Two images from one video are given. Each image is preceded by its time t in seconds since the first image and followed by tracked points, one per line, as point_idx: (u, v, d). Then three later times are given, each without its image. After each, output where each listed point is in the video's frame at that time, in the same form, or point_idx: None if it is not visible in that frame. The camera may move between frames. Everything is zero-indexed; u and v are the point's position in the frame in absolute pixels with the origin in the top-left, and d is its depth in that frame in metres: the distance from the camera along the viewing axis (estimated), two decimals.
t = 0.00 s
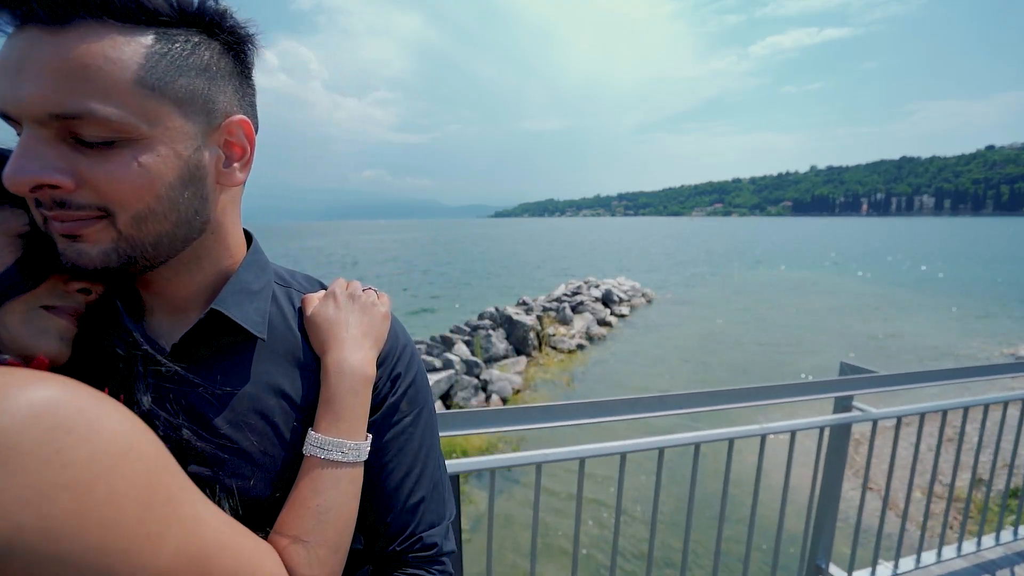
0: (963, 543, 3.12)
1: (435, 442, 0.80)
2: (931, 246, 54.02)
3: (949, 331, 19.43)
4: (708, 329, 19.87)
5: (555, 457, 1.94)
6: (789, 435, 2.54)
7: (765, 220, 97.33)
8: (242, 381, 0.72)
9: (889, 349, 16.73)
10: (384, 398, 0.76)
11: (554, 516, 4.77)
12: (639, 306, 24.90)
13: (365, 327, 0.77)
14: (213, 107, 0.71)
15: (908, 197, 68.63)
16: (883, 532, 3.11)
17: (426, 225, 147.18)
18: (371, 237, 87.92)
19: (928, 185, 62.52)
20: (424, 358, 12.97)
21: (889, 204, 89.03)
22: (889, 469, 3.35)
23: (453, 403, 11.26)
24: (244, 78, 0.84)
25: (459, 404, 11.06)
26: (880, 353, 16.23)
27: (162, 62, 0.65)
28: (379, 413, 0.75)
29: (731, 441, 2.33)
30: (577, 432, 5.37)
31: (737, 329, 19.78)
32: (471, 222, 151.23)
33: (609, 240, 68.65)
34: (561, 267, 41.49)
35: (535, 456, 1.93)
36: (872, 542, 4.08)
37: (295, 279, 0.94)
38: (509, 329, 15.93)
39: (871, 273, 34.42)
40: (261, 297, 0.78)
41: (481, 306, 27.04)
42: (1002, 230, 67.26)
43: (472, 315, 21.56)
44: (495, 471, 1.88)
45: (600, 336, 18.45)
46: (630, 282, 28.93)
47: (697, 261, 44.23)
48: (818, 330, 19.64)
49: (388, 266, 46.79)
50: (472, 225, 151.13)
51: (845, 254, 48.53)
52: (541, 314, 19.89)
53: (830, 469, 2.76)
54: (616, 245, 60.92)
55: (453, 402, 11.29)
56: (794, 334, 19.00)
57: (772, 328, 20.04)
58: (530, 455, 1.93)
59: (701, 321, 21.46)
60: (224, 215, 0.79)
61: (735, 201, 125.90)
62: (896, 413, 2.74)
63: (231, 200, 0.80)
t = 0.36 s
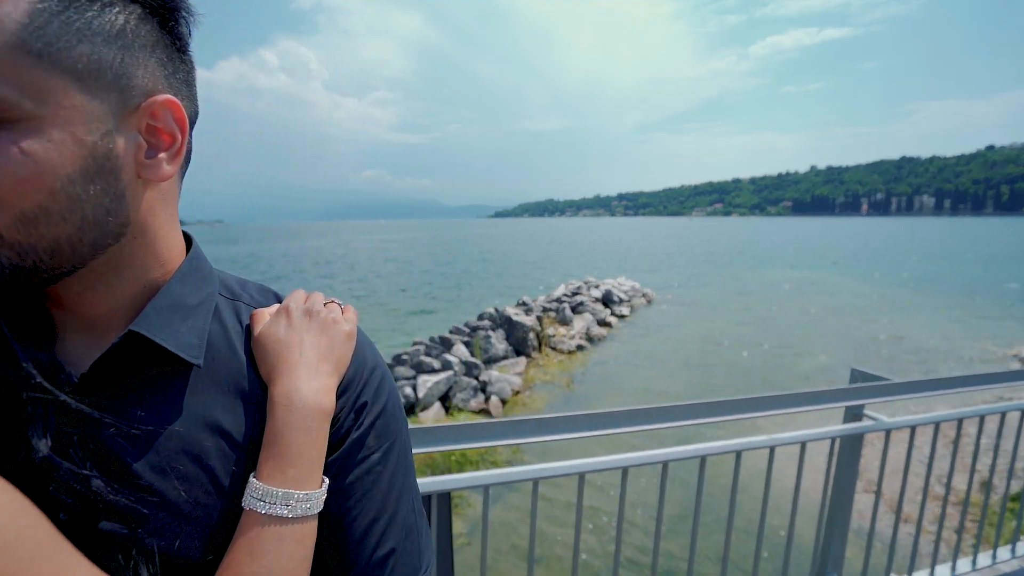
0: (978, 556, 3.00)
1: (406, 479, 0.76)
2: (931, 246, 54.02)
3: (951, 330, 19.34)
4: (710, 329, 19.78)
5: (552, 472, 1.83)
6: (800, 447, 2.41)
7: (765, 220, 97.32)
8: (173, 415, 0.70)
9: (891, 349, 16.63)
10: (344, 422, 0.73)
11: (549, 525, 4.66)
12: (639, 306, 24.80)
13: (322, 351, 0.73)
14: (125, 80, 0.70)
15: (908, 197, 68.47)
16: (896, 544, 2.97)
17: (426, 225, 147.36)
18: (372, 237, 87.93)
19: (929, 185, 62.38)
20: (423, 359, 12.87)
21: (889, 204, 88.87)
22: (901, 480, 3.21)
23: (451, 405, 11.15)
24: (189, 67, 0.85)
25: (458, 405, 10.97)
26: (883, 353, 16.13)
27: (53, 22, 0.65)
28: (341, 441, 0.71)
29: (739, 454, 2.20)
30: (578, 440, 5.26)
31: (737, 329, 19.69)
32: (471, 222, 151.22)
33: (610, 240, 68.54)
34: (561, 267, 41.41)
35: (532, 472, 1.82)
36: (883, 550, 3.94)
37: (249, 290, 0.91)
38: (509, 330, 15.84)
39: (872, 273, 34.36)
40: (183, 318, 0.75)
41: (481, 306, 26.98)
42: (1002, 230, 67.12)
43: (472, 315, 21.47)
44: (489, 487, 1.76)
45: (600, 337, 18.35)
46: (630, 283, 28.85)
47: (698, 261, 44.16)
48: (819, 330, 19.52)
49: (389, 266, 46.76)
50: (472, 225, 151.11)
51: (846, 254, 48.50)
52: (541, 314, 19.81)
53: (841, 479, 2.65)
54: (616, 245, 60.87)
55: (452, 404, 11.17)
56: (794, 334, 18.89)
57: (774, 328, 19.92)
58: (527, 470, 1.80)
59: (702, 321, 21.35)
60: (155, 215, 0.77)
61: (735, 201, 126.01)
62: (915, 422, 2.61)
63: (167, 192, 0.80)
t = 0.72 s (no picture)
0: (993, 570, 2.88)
1: (362, 530, 0.75)
2: (931, 246, 54.02)
3: (952, 330, 19.26)
4: (710, 329, 19.68)
5: (548, 490, 1.71)
6: (809, 460, 2.30)
7: (765, 220, 97.37)
8: (58, 469, 0.63)
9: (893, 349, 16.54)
10: (285, 470, 0.70)
11: (545, 533, 4.55)
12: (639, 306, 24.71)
13: (254, 394, 0.68)
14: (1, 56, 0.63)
15: (908, 196, 68.44)
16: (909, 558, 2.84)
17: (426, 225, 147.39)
18: (372, 237, 87.95)
19: (928, 185, 62.44)
20: (421, 360, 12.76)
21: (889, 204, 88.75)
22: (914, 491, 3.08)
23: (450, 407, 11.03)
24: (93, 39, 0.76)
25: (457, 407, 10.86)
26: (884, 354, 16.05)
27: None
28: (284, 497, 0.70)
29: (744, 468, 2.10)
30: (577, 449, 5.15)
31: (737, 330, 19.60)
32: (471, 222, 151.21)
33: (609, 240, 68.46)
34: (561, 267, 41.34)
35: (528, 490, 1.70)
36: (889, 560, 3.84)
37: (176, 310, 0.84)
38: (508, 331, 15.75)
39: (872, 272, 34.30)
40: (72, 353, 0.66)
41: (481, 306, 26.91)
42: (1002, 230, 67.06)
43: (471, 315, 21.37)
44: (481, 507, 1.65)
45: (600, 337, 18.23)
46: (630, 283, 28.78)
47: (698, 261, 44.09)
48: (820, 331, 19.41)
49: (388, 266, 46.69)
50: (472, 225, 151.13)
51: (846, 254, 48.49)
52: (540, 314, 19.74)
53: (852, 492, 2.53)
54: (616, 245, 60.86)
55: (451, 405, 11.06)
56: (795, 335, 18.77)
57: (775, 328, 19.83)
58: (522, 488, 1.69)
59: (703, 321, 21.25)
60: (45, 221, 0.69)
61: (735, 201, 126.11)
62: (931, 431, 2.50)
63: (64, 194, 0.71)
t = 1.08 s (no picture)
0: None
1: None
2: (933, 246, 53.93)
3: (956, 330, 19.16)
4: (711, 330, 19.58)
5: (541, 515, 1.58)
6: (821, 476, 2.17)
7: (767, 220, 97.27)
8: None
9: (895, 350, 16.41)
10: (177, 561, 0.70)
11: (540, 541, 4.47)
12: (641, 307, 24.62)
13: (130, 473, 0.64)
14: None
15: (909, 197, 68.21)
16: None
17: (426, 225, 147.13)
18: (372, 237, 87.97)
19: (929, 186, 62.22)
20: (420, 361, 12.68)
21: (890, 204, 88.54)
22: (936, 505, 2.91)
23: (449, 408, 10.93)
24: None
25: (456, 409, 10.72)
26: (887, 353, 15.95)
27: None
28: None
29: (753, 486, 1.97)
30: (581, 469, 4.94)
31: (738, 330, 19.48)
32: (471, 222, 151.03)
33: (610, 241, 68.29)
34: (561, 267, 41.25)
35: (517, 513, 1.57)
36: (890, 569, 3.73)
37: (52, 347, 0.84)
38: (508, 332, 15.64)
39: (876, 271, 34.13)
40: None
41: (482, 306, 26.84)
42: (1004, 229, 66.86)
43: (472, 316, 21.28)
44: (466, 533, 1.51)
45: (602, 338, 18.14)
46: (630, 284, 28.66)
47: (699, 262, 43.98)
48: (821, 331, 19.30)
49: (389, 266, 46.66)
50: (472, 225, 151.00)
51: (848, 254, 48.40)
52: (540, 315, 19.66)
53: (863, 508, 2.41)
54: (617, 245, 60.82)
55: (451, 407, 10.94)
56: (796, 335, 18.64)
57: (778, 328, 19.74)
58: (510, 514, 1.56)
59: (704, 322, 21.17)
60: None
61: (736, 202, 126.02)
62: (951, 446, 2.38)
63: None
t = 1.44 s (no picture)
0: None
1: None
2: (931, 246, 54.67)
3: (948, 332, 19.66)
4: (708, 331, 20.21)
5: (537, 540, 1.56)
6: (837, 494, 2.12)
7: (768, 219, 98.16)
8: None
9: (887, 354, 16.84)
10: None
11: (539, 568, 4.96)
12: (641, 308, 25.34)
13: None
14: None
15: (910, 197, 68.61)
16: None
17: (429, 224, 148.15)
18: (378, 237, 89.39)
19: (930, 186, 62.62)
20: (421, 363, 13.45)
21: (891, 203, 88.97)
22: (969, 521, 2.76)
23: (449, 410, 11.70)
24: None
25: (456, 410, 11.52)
26: (876, 356, 16.46)
27: None
28: None
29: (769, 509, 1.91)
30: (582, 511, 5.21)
31: (735, 333, 20.01)
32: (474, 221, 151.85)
33: (612, 241, 69.10)
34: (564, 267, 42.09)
35: (512, 539, 1.55)
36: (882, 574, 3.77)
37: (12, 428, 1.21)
38: (509, 333, 16.34)
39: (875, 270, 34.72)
40: None
41: (486, 306, 27.63)
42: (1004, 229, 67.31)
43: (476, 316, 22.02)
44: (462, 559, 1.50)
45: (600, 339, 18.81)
46: (631, 284, 29.31)
47: (700, 262, 44.58)
48: (815, 333, 19.86)
49: (395, 266, 47.66)
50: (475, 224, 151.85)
51: (848, 254, 49.16)
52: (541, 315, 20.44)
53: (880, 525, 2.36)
54: (619, 244, 61.77)
55: (451, 408, 11.72)
56: (792, 338, 19.13)
57: (773, 330, 20.36)
58: (506, 538, 1.55)
59: (700, 323, 21.86)
60: None
61: (738, 201, 126.94)
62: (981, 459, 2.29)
63: None
